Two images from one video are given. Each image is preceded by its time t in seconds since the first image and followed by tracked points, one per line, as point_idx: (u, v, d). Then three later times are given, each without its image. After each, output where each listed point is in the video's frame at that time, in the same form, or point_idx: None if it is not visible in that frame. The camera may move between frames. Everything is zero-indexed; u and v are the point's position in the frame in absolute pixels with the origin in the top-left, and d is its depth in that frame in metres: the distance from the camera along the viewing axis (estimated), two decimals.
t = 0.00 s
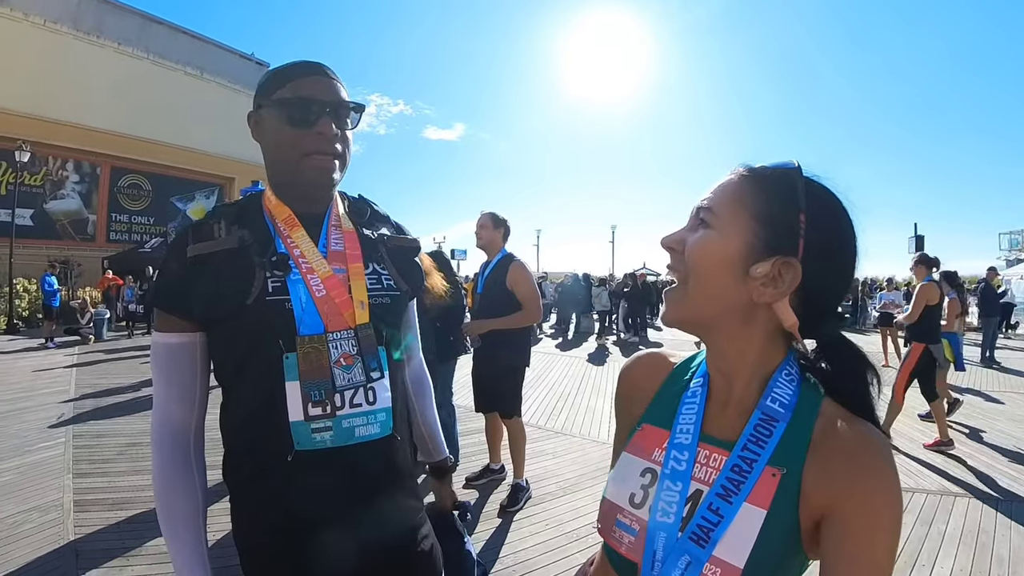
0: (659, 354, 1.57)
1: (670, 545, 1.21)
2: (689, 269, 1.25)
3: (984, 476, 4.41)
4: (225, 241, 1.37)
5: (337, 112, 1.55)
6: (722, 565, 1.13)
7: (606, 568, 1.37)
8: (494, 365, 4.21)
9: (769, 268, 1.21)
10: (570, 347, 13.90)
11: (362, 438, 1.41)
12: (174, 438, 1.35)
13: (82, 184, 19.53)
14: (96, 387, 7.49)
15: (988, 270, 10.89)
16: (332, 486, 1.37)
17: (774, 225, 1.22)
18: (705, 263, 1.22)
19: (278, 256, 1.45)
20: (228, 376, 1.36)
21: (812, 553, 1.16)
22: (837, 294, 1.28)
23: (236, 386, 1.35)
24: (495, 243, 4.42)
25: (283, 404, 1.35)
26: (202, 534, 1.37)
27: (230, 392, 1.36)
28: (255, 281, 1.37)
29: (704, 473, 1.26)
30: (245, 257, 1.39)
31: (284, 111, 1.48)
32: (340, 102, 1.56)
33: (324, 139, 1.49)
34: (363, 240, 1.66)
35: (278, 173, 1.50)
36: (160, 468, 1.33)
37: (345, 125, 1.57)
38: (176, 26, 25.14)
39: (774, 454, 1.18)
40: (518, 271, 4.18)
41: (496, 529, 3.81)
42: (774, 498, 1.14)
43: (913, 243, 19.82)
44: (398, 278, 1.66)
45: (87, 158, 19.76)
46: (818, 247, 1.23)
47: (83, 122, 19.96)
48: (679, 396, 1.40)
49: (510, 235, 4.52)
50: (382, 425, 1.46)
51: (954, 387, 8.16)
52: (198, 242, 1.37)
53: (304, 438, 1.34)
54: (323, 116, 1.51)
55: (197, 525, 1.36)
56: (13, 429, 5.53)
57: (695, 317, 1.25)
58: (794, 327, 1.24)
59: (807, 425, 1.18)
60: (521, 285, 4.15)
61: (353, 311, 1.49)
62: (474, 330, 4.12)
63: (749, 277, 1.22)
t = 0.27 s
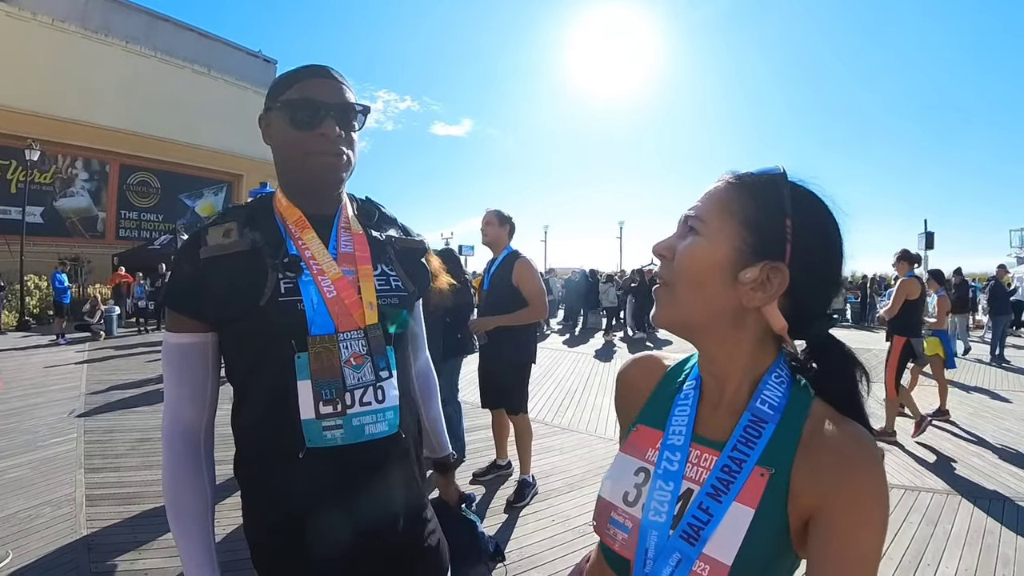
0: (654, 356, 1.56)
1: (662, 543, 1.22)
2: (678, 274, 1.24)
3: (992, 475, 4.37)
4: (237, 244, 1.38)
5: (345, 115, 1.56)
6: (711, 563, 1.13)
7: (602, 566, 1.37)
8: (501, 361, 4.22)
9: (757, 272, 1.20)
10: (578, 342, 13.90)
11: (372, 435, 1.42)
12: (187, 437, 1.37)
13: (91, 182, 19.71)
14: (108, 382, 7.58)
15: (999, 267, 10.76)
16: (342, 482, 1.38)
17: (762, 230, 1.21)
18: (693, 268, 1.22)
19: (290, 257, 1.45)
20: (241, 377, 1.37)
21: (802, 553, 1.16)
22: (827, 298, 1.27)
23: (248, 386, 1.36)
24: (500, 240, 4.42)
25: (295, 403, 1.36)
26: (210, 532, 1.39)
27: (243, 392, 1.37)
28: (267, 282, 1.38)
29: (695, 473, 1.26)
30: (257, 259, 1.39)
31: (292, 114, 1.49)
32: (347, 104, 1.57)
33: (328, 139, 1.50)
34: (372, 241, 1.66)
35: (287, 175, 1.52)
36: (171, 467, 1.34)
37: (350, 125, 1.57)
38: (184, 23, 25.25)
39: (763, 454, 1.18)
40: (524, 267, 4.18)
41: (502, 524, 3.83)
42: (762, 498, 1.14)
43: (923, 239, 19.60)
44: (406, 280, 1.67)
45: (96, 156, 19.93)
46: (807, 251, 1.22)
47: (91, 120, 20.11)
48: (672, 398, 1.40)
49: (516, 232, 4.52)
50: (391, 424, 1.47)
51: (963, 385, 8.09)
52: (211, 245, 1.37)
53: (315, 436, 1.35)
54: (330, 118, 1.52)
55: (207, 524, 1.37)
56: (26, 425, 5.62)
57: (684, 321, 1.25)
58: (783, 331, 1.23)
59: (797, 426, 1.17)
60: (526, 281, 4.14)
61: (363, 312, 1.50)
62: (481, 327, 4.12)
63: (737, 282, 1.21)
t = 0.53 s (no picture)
0: (651, 347, 1.56)
1: (664, 536, 1.21)
2: (672, 264, 1.24)
3: (1001, 474, 4.33)
4: (250, 243, 1.37)
5: (359, 114, 1.55)
6: (716, 555, 1.13)
7: (606, 562, 1.36)
8: (508, 358, 4.22)
9: (752, 260, 1.19)
10: (585, 339, 13.90)
11: (386, 428, 1.43)
12: (200, 435, 1.37)
13: (100, 179, 19.89)
14: (119, 379, 7.65)
15: (1009, 264, 10.65)
16: (353, 474, 1.39)
17: (754, 218, 1.20)
18: (687, 258, 1.21)
19: (303, 254, 1.46)
20: (255, 372, 1.38)
21: (802, 541, 1.16)
22: (821, 284, 1.27)
23: (263, 382, 1.37)
24: (505, 237, 4.42)
25: (310, 397, 1.36)
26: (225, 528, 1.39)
27: (256, 387, 1.39)
28: (281, 279, 1.38)
29: (696, 465, 1.24)
30: (269, 257, 1.39)
31: (308, 112, 1.49)
32: (361, 104, 1.56)
33: (348, 140, 1.51)
34: (381, 237, 1.67)
35: (304, 173, 1.51)
36: (185, 462, 1.35)
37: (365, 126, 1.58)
38: (191, 22, 25.39)
39: (762, 443, 1.17)
40: (529, 262, 4.18)
41: (509, 520, 3.83)
42: (763, 487, 1.13)
43: (931, 236, 19.44)
44: (416, 275, 1.68)
45: (105, 153, 20.10)
46: (801, 237, 1.20)
47: (100, 119, 20.27)
48: (671, 389, 1.39)
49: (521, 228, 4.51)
50: (403, 417, 1.48)
51: (972, 384, 8.03)
52: (223, 243, 1.37)
53: (330, 430, 1.36)
54: (346, 118, 1.51)
55: (222, 519, 1.38)
56: (39, 420, 5.68)
57: (679, 311, 1.25)
58: (779, 319, 1.23)
59: (795, 414, 1.17)
60: (532, 276, 4.14)
61: (374, 307, 1.51)
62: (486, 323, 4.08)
63: (731, 270, 1.20)
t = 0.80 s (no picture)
0: (646, 347, 1.55)
1: (668, 540, 1.20)
2: (664, 263, 1.23)
3: (1009, 474, 4.28)
4: (247, 242, 1.37)
5: (352, 112, 1.55)
6: (721, 557, 1.12)
7: (608, 565, 1.35)
8: (513, 354, 4.22)
9: (745, 257, 1.18)
10: (592, 335, 13.89)
11: (385, 424, 1.44)
12: (206, 434, 1.39)
13: (109, 177, 20.07)
14: (130, 374, 7.75)
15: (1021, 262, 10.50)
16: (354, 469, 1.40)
17: (745, 214, 1.19)
18: (680, 257, 1.20)
19: (300, 252, 1.46)
20: (258, 370, 1.38)
21: (807, 539, 1.15)
22: (817, 278, 1.26)
23: (264, 380, 1.38)
24: (507, 233, 4.41)
25: (308, 394, 1.37)
26: (235, 525, 1.41)
27: (258, 386, 1.39)
28: (278, 276, 1.38)
29: (696, 467, 1.24)
30: (267, 255, 1.39)
31: (300, 112, 1.49)
32: (354, 101, 1.56)
33: (341, 138, 1.50)
34: (380, 233, 1.67)
35: (297, 172, 1.52)
36: (191, 462, 1.37)
37: (359, 122, 1.57)
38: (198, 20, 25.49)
39: (764, 443, 1.16)
40: (534, 258, 4.20)
41: (514, 515, 3.85)
42: (765, 487, 1.12)
43: (942, 233, 19.23)
44: (415, 270, 1.67)
45: (113, 151, 20.27)
46: (794, 232, 1.19)
47: (108, 117, 20.42)
48: (668, 389, 1.39)
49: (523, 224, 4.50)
50: (402, 413, 1.48)
51: (982, 382, 7.94)
52: (221, 242, 1.37)
53: (329, 427, 1.37)
54: (339, 115, 1.51)
55: (229, 518, 1.39)
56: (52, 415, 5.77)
57: (673, 310, 1.24)
58: (774, 315, 1.22)
59: (795, 412, 1.16)
60: (537, 271, 4.16)
61: (372, 303, 1.51)
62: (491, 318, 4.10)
63: (724, 269, 1.19)
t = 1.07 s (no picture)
0: (645, 336, 1.53)
1: (670, 529, 1.20)
2: (661, 254, 1.23)
3: (1015, 473, 4.24)
4: (249, 234, 1.39)
5: (352, 107, 1.56)
6: (723, 546, 1.13)
7: (609, 556, 1.35)
8: (516, 350, 4.23)
9: (741, 247, 1.18)
10: (597, 332, 13.88)
11: (387, 415, 1.45)
12: (210, 426, 1.40)
13: (116, 175, 20.24)
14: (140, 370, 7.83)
15: None
16: (357, 460, 1.41)
17: (741, 203, 1.19)
18: (676, 248, 1.20)
19: (301, 245, 1.47)
20: (260, 362, 1.39)
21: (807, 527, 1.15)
22: (815, 267, 1.25)
23: (265, 372, 1.39)
24: (509, 229, 4.41)
25: (310, 385, 1.38)
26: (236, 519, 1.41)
27: (260, 377, 1.40)
28: (280, 269, 1.39)
29: (697, 457, 1.23)
30: (269, 249, 1.40)
31: (300, 106, 1.50)
32: (354, 96, 1.57)
33: (338, 132, 1.51)
34: (381, 226, 1.67)
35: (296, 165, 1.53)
36: (194, 452, 1.38)
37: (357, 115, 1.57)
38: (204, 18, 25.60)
39: (764, 433, 1.16)
40: (538, 253, 4.20)
41: (518, 510, 3.86)
42: (766, 476, 1.12)
43: (951, 230, 19.03)
44: (416, 262, 1.67)
45: (121, 149, 20.43)
46: (790, 222, 1.19)
47: (115, 115, 20.56)
48: (667, 379, 1.38)
49: (526, 220, 4.49)
50: (404, 403, 1.49)
51: (989, 380, 7.87)
52: (223, 235, 1.39)
53: (332, 417, 1.38)
54: (338, 110, 1.53)
55: (230, 508, 1.40)
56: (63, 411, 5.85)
57: (670, 302, 1.24)
58: (772, 305, 1.22)
59: (795, 402, 1.16)
60: (540, 266, 4.16)
61: (373, 295, 1.51)
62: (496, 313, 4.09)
63: (720, 258, 1.19)
